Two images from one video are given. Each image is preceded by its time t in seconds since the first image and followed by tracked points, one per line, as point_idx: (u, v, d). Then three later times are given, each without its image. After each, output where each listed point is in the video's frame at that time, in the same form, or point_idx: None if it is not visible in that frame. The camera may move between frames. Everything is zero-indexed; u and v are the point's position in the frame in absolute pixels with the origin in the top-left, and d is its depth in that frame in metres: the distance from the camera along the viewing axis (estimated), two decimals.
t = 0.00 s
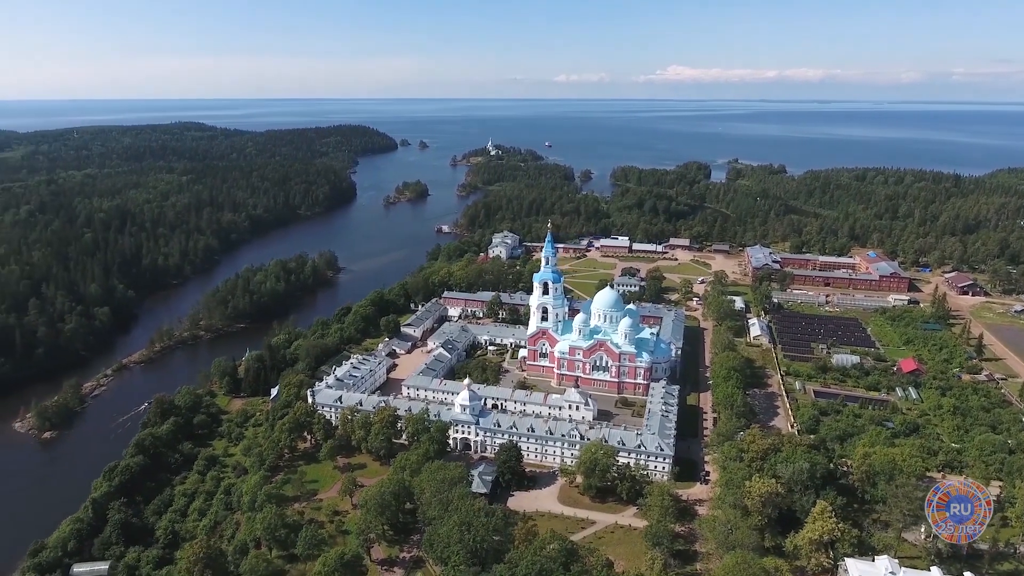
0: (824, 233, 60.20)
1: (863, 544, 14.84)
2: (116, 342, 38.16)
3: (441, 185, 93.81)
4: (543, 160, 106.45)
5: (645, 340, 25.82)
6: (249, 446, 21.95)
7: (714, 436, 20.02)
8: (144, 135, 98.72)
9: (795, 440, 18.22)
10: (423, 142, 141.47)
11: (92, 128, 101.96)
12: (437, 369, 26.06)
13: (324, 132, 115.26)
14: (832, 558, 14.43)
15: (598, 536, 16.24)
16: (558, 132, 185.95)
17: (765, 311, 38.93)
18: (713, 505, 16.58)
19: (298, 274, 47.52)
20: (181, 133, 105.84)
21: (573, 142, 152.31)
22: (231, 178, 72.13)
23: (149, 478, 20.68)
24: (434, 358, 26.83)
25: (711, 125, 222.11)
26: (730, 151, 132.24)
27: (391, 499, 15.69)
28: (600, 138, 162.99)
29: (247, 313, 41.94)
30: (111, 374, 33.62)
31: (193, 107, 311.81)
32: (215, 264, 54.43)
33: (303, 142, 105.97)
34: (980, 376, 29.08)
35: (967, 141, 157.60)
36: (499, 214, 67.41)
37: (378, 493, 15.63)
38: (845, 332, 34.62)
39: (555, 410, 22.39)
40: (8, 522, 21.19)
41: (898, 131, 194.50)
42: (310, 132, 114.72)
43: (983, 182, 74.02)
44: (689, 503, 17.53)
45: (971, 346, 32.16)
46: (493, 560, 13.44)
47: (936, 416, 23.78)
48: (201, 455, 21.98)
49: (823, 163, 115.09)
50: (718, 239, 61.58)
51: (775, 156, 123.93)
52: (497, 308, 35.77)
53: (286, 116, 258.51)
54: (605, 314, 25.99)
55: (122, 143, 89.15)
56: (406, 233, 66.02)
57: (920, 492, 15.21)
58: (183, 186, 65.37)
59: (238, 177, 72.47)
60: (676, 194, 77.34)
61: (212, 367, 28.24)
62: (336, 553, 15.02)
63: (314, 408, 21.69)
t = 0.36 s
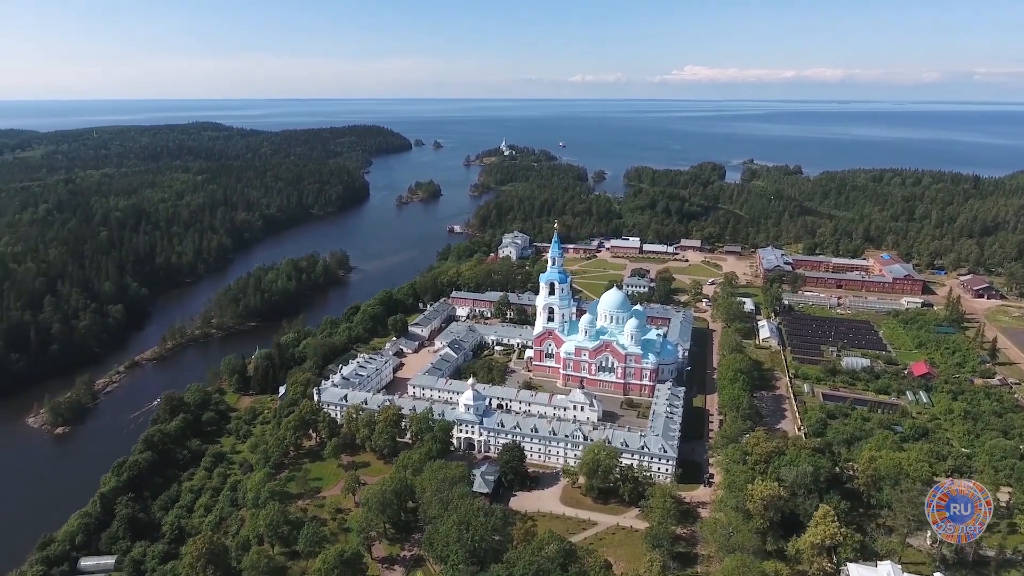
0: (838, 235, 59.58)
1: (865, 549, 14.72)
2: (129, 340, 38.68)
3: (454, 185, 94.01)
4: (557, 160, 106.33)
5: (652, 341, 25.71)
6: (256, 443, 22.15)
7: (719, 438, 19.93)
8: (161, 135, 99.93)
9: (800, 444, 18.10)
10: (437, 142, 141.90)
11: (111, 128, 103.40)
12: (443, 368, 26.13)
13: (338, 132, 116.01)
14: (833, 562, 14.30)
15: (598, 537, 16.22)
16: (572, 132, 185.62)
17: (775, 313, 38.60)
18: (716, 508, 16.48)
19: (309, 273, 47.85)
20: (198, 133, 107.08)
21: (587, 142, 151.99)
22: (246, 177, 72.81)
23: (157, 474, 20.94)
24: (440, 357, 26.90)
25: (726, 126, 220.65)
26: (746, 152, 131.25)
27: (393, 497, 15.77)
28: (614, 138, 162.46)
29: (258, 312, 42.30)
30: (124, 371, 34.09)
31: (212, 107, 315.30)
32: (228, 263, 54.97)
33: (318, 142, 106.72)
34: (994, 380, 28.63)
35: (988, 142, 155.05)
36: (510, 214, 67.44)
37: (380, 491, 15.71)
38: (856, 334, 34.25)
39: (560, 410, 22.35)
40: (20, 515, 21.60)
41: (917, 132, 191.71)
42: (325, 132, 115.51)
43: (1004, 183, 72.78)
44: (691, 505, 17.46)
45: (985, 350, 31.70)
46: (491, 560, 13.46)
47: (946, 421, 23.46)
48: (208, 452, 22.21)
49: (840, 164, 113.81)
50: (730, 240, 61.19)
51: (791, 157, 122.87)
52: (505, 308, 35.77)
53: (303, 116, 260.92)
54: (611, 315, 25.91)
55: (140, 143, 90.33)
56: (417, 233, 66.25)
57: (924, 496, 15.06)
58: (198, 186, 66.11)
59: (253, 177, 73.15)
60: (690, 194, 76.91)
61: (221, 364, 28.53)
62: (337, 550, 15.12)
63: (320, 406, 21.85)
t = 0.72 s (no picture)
0: (851, 237, 58.99)
1: (868, 555, 14.59)
2: (141, 338, 39.18)
3: (465, 185, 94.14)
4: (569, 160, 106.17)
5: (658, 342, 25.62)
6: (262, 441, 22.33)
7: (723, 441, 19.83)
8: (178, 135, 101.08)
9: (804, 447, 17.98)
10: (450, 142, 142.23)
11: (129, 129, 104.78)
12: (448, 368, 26.20)
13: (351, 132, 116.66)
14: (834, 567, 14.19)
15: (599, 538, 16.21)
16: (585, 133, 185.25)
17: (785, 315, 38.30)
18: (717, 510, 16.42)
19: (319, 272, 48.16)
20: (213, 133, 108.26)
21: (600, 143, 151.68)
22: (260, 177, 73.39)
23: (164, 470, 21.17)
24: (446, 357, 26.98)
25: (740, 126, 219.05)
26: (760, 152, 130.26)
27: (395, 496, 15.87)
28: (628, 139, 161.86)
29: (269, 311, 42.68)
30: (136, 368, 34.55)
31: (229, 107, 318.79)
32: (240, 262, 55.49)
33: (331, 142, 107.40)
34: (1006, 385, 28.21)
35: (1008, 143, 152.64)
36: (521, 214, 67.49)
37: (382, 490, 15.82)
38: (866, 337, 33.88)
39: (564, 411, 22.33)
40: (30, 509, 21.97)
41: (935, 132, 189.16)
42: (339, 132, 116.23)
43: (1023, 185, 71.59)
44: (693, 507, 17.39)
45: (998, 354, 31.26)
46: (489, 559, 13.50)
47: (955, 425, 23.18)
48: (215, 449, 22.43)
49: (856, 165, 112.58)
50: (742, 242, 60.81)
51: (805, 157, 121.81)
52: (512, 308, 35.79)
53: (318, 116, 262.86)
54: (617, 316, 25.85)
55: (156, 143, 91.46)
56: (428, 233, 66.46)
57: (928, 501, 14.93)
58: (212, 186, 66.74)
59: (266, 177, 73.75)
60: (702, 195, 76.45)
61: (230, 362, 28.80)
62: (338, 547, 15.21)
63: (324, 405, 22.00)
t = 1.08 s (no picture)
0: (861, 238, 58.54)
1: (866, 557, 14.51)
2: (148, 336, 39.52)
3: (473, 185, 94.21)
4: (579, 160, 106.07)
5: (660, 342, 25.55)
6: (264, 438, 22.49)
7: (722, 442, 19.78)
8: (190, 135, 101.97)
9: (804, 449, 17.90)
10: (460, 142, 142.50)
11: (142, 128, 105.74)
12: (450, 368, 26.26)
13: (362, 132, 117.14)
14: (831, 568, 14.13)
15: (596, 538, 16.21)
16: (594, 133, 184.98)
17: (791, 316, 38.09)
18: (715, 511, 16.39)
19: (326, 271, 48.36)
20: (225, 133, 109.12)
21: (610, 143, 151.41)
22: (269, 176, 73.83)
23: (167, 467, 21.36)
24: (448, 356, 27.06)
25: (751, 126, 217.87)
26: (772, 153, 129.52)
27: (392, 494, 15.96)
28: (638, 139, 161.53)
29: (275, 310, 42.95)
30: (142, 366, 34.85)
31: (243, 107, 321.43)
32: (249, 261, 55.87)
33: (342, 142, 107.90)
34: (1013, 388, 27.89)
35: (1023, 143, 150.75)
36: (529, 214, 67.48)
37: (380, 488, 15.92)
38: (872, 339, 33.63)
39: (564, 411, 22.33)
40: (35, 504, 22.24)
41: (948, 132, 187.30)
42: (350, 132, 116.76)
43: None
44: (692, 508, 17.35)
45: (1006, 356, 30.89)
46: (484, 557, 13.55)
47: (960, 428, 22.97)
48: (218, 446, 22.61)
49: (867, 165, 111.63)
50: (750, 242, 60.52)
51: (817, 158, 121.01)
52: (516, 308, 35.81)
53: (330, 116, 264.37)
54: (619, 316, 25.80)
55: (168, 143, 92.32)
56: (435, 233, 66.58)
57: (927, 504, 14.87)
58: (222, 185, 67.21)
59: (276, 176, 74.18)
60: (711, 196, 76.11)
61: (235, 361, 28.99)
62: (335, 545, 15.30)
63: (325, 403, 22.13)
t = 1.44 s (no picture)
0: (869, 239, 58.12)
1: (863, 560, 14.44)
2: (155, 334, 39.83)
3: (482, 185, 94.29)
4: (587, 161, 105.96)
5: (661, 343, 25.50)
6: (266, 436, 22.61)
7: (722, 443, 19.71)
8: (200, 135, 102.64)
9: (804, 451, 17.82)
10: (469, 143, 142.71)
11: (155, 128, 106.73)
12: (452, 367, 26.33)
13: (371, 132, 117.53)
14: (828, 570, 14.06)
15: (593, 538, 16.21)
16: (604, 133, 184.66)
17: (796, 317, 37.87)
18: (713, 512, 16.36)
19: (332, 270, 48.56)
20: (235, 133, 109.84)
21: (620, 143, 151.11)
22: (278, 176, 74.22)
23: (170, 464, 21.52)
24: (451, 356, 27.14)
25: (761, 126, 216.69)
26: (782, 153, 128.81)
27: (389, 492, 16.04)
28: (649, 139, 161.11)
29: (281, 309, 43.18)
30: (149, 364, 35.15)
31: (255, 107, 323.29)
32: (256, 260, 56.19)
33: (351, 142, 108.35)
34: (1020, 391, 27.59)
35: None
36: (536, 214, 67.48)
37: (376, 486, 16.00)
38: (878, 340, 33.38)
39: (565, 411, 22.33)
40: (41, 499, 22.51)
41: (961, 133, 185.44)
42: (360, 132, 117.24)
43: None
44: (691, 509, 17.31)
45: (1013, 359, 30.58)
46: (478, 556, 13.63)
47: (964, 431, 22.74)
48: (221, 444, 22.75)
49: (878, 166, 110.73)
50: (758, 242, 60.22)
51: (828, 158, 120.25)
52: (519, 308, 35.85)
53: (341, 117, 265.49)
54: (621, 317, 25.78)
55: (179, 143, 93.05)
56: (442, 233, 66.69)
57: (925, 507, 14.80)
58: (232, 185, 67.62)
59: (285, 176, 74.58)
60: (720, 196, 75.81)
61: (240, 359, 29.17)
62: (332, 542, 15.39)
63: (326, 401, 22.26)
